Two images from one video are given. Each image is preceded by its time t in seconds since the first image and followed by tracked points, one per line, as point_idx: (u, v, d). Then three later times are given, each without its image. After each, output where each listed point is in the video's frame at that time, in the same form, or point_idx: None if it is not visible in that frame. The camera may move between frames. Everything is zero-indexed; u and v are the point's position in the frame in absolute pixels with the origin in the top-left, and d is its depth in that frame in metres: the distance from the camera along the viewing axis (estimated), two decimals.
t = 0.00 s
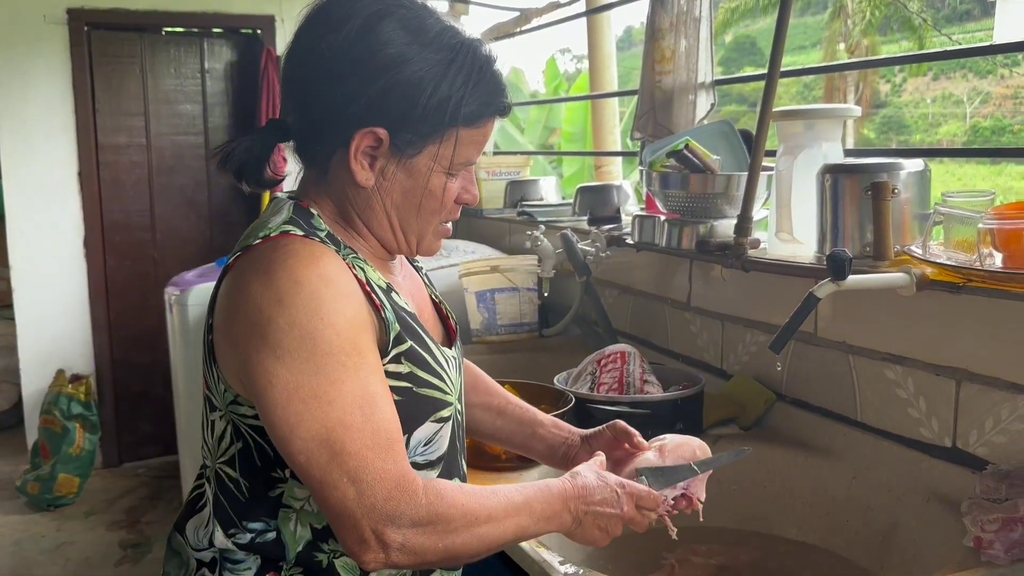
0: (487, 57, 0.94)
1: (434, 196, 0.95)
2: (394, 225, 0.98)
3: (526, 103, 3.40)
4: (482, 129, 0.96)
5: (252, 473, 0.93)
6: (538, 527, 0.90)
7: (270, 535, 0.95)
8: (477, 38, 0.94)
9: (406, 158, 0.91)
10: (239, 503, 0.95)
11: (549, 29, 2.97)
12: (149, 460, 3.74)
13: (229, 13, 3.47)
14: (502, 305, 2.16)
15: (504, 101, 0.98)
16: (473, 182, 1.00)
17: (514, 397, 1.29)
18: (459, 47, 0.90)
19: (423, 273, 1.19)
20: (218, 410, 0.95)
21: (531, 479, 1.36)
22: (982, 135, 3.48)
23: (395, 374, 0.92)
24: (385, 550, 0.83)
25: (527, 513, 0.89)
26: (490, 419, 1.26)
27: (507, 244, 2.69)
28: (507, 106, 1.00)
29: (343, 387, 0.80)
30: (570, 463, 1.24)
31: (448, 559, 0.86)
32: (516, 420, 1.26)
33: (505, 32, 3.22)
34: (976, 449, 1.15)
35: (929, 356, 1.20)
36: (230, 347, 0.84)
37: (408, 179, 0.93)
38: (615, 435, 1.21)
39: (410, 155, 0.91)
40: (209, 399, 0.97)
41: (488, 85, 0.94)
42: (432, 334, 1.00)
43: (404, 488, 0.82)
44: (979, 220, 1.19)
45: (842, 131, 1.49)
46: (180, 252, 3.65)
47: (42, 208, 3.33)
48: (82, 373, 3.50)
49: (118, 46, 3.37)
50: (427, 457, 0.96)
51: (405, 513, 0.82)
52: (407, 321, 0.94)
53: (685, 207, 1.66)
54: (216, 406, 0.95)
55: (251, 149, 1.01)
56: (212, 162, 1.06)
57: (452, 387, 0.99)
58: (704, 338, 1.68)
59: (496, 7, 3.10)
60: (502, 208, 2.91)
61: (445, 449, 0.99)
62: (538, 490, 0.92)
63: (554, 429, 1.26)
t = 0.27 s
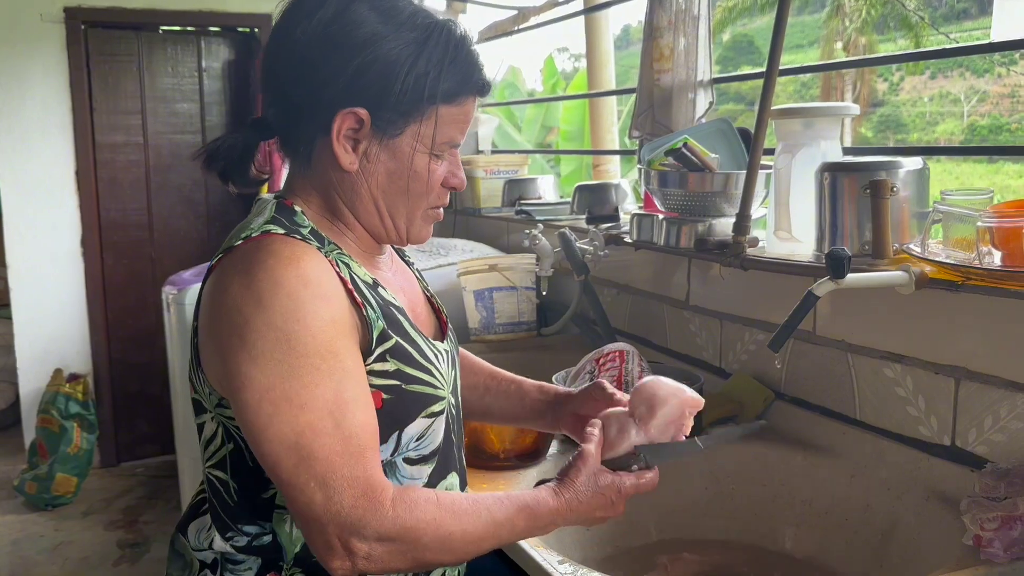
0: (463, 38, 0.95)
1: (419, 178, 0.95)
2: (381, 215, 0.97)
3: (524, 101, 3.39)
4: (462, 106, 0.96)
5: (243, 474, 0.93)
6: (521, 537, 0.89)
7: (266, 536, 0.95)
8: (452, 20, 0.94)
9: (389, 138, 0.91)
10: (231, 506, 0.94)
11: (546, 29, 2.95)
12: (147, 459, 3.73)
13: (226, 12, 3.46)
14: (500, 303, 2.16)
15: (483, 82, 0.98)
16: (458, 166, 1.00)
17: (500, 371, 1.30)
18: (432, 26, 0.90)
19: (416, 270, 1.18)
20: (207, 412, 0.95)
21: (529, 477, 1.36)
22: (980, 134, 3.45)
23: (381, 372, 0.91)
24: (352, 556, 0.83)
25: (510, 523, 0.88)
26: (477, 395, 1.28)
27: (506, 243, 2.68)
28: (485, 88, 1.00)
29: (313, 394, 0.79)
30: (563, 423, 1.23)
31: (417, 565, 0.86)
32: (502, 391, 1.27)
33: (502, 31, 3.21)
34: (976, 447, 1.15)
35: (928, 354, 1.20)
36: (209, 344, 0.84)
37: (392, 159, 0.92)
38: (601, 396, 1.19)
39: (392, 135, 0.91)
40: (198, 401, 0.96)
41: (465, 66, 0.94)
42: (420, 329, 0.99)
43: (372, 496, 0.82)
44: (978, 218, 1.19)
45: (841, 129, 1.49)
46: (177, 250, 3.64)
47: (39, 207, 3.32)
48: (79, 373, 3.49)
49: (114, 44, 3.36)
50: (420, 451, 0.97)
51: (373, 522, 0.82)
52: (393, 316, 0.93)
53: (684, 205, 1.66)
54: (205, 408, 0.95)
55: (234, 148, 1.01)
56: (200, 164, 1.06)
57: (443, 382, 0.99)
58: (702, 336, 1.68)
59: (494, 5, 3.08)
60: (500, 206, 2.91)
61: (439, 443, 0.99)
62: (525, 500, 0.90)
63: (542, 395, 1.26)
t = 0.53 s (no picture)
0: (453, 32, 0.95)
1: (412, 171, 0.94)
2: (374, 210, 0.96)
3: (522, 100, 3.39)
4: (454, 99, 0.96)
5: (234, 472, 0.93)
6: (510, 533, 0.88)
7: (257, 535, 0.94)
8: (443, 14, 0.94)
9: (381, 131, 0.91)
10: (224, 503, 0.95)
11: (543, 27, 2.95)
12: (144, 459, 3.73)
13: (224, 11, 3.46)
14: (498, 302, 2.16)
15: (476, 77, 0.98)
16: (452, 161, 0.99)
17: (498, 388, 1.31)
18: (422, 20, 0.90)
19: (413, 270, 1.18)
20: (197, 410, 0.95)
21: (527, 477, 1.36)
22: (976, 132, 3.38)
23: (368, 371, 0.90)
24: (337, 553, 0.82)
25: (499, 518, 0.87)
26: (473, 406, 1.27)
27: (503, 241, 2.68)
28: (477, 83, 1.00)
29: (295, 388, 0.79)
30: (553, 447, 1.22)
31: (405, 563, 0.85)
32: (500, 407, 1.27)
33: (500, 29, 3.21)
34: (973, 446, 1.15)
35: (924, 352, 1.20)
36: (195, 341, 0.84)
37: (384, 152, 0.92)
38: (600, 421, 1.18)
39: (384, 128, 0.91)
40: (189, 400, 0.96)
41: (456, 59, 0.94)
42: (410, 328, 0.99)
43: (356, 492, 0.81)
44: (976, 217, 1.19)
45: (838, 127, 1.49)
46: (175, 249, 3.64)
47: (36, 206, 3.31)
48: (76, 372, 3.48)
49: (112, 43, 3.36)
50: (411, 450, 0.96)
51: (357, 517, 0.81)
52: (380, 314, 0.93)
53: (682, 204, 1.66)
54: (195, 407, 0.94)
55: (229, 145, 1.01)
56: (195, 164, 1.06)
57: (433, 381, 0.98)
58: (700, 335, 1.68)
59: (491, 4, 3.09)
60: (498, 205, 2.91)
61: (431, 442, 0.98)
62: (514, 494, 0.89)
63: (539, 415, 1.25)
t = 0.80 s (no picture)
0: (460, 35, 0.95)
1: (417, 170, 0.94)
2: (377, 207, 0.96)
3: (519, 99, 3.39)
4: (460, 101, 0.96)
5: (226, 465, 0.92)
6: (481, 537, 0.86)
7: (249, 528, 0.94)
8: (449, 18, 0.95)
9: (386, 129, 0.91)
10: (217, 497, 0.95)
11: (540, 26, 2.95)
12: (141, 458, 3.73)
13: (221, 9, 3.45)
14: (495, 301, 2.16)
15: (481, 80, 0.99)
16: (455, 162, 0.99)
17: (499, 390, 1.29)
18: (429, 21, 0.91)
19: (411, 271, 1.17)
20: (191, 403, 0.94)
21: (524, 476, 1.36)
22: (974, 132, 3.38)
23: (362, 365, 0.90)
24: (304, 546, 0.81)
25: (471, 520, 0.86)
26: (472, 411, 1.26)
27: (501, 240, 2.68)
28: (483, 87, 1.00)
29: (276, 376, 0.78)
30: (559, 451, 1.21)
31: (373, 561, 0.83)
32: (500, 411, 1.25)
33: (497, 28, 3.21)
34: (969, 444, 1.15)
35: (921, 350, 1.20)
36: (186, 326, 0.84)
37: (388, 151, 0.92)
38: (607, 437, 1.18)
39: (389, 126, 0.90)
40: (184, 393, 0.96)
41: (463, 61, 0.94)
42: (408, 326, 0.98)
43: (329, 484, 0.80)
44: (972, 215, 1.19)
45: (835, 126, 1.49)
46: (172, 248, 3.63)
47: (34, 205, 3.31)
48: (74, 371, 3.48)
49: (109, 42, 3.35)
50: (406, 446, 0.95)
51: (325, 510, 0.80)
52: (374, 308, 0.92)
53: (679, 203, 1.66)
54: (188, 399, 0.94)
55: (233, 140, 1.00)
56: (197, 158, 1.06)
57: (429, 376, 0.97)
58: (697, 333, 1.68)
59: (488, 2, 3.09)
60: (495, 204, 2.91)
61: (426, 438, 0.97)
62: (493, 494, 0.88)
63: (541, 420, 1.24)
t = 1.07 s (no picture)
0: (451, 33, 0.95)
1: (410, 168, 0.94)
2: (370, 206, 0.96)
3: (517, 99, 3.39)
4: (452, 98, 0.96)
5: (221, 462, 0.92)
6: (484, 498, 0.81)
7: (243, 526, 0.94)
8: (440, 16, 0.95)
9: (378, 127, 0.90)
10: (212, 495, 0.95)
11: (538, 26, 2.95)
12: (140, 458, 3.72)
13: (219, 9, 3.45)
14: (494, 300, 2.15)
15: (472, 77, 0.98)
16: (449, 159, 0.99)
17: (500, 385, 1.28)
18: (419, 20, 0.91)
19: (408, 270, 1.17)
20: (188, 401, 0.94)
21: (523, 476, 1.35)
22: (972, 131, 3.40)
23: (355, 357, 0.89)
24: (305, 526, 0.75)
25: (470, 479, 0.81)
26: (469, 404, 1.26)
27: (500, 240, 2.68)
28: (474, 84, 1.00)
29: (263, 350, 0.76)
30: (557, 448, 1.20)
31: (380, 538, 0.77)
32: (496, 407, 1.25)
33: (495, 27, 3.21)
34: (968, 443, 1.15)
35: (919, 349, 1.20)
36: (178, 325, 0.84)
37: (380, 149, 0.92)
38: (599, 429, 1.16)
39: (381, 124, 0.90)
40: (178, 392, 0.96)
41: (453, 57, 0.94)
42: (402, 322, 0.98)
43: (323, 453, 0.76)
44: (970, 215, 1.19)
45: (833, 126, 1.49)
46: (170, 248, 3.63)
47: (31, 205, 3.30)
48: (72, 371, 3.47)
49: (107, 41, 3.35)
50: (401, 441, 0.95)
51: (323, 479, 0.75)
52: (366, 302, 0.92)
53: (677, 202, 1.66)
54: (183, 397, 0.94)
55: (230, 143, 1.01)
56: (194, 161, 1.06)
57: (421, 369, 0.97)
58: (696, 333, 1.68)
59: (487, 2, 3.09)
60: (494, 203, 2.91)
61: (421, 432, 0.97)
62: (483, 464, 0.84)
63: (536, 413, 1.23)
